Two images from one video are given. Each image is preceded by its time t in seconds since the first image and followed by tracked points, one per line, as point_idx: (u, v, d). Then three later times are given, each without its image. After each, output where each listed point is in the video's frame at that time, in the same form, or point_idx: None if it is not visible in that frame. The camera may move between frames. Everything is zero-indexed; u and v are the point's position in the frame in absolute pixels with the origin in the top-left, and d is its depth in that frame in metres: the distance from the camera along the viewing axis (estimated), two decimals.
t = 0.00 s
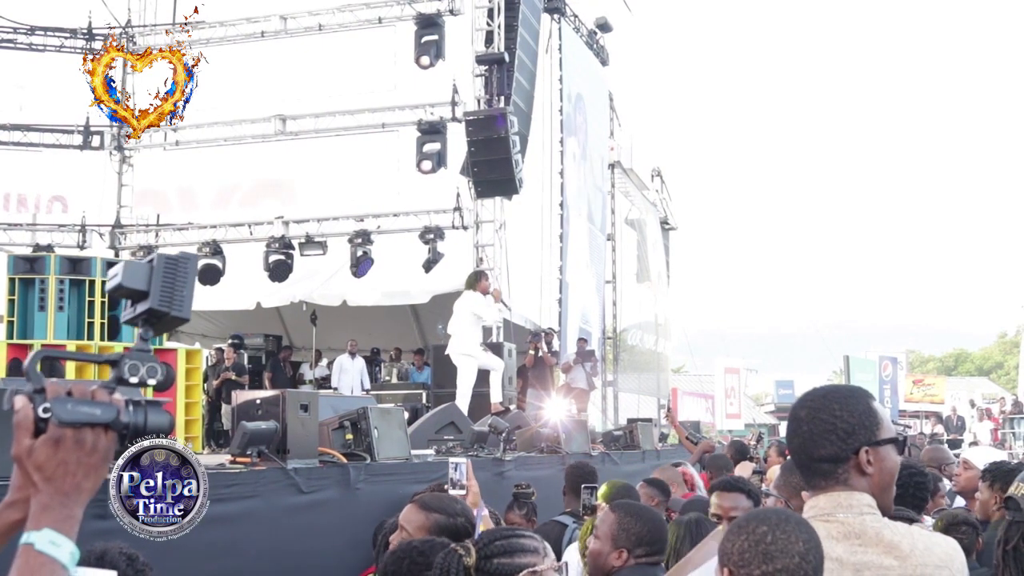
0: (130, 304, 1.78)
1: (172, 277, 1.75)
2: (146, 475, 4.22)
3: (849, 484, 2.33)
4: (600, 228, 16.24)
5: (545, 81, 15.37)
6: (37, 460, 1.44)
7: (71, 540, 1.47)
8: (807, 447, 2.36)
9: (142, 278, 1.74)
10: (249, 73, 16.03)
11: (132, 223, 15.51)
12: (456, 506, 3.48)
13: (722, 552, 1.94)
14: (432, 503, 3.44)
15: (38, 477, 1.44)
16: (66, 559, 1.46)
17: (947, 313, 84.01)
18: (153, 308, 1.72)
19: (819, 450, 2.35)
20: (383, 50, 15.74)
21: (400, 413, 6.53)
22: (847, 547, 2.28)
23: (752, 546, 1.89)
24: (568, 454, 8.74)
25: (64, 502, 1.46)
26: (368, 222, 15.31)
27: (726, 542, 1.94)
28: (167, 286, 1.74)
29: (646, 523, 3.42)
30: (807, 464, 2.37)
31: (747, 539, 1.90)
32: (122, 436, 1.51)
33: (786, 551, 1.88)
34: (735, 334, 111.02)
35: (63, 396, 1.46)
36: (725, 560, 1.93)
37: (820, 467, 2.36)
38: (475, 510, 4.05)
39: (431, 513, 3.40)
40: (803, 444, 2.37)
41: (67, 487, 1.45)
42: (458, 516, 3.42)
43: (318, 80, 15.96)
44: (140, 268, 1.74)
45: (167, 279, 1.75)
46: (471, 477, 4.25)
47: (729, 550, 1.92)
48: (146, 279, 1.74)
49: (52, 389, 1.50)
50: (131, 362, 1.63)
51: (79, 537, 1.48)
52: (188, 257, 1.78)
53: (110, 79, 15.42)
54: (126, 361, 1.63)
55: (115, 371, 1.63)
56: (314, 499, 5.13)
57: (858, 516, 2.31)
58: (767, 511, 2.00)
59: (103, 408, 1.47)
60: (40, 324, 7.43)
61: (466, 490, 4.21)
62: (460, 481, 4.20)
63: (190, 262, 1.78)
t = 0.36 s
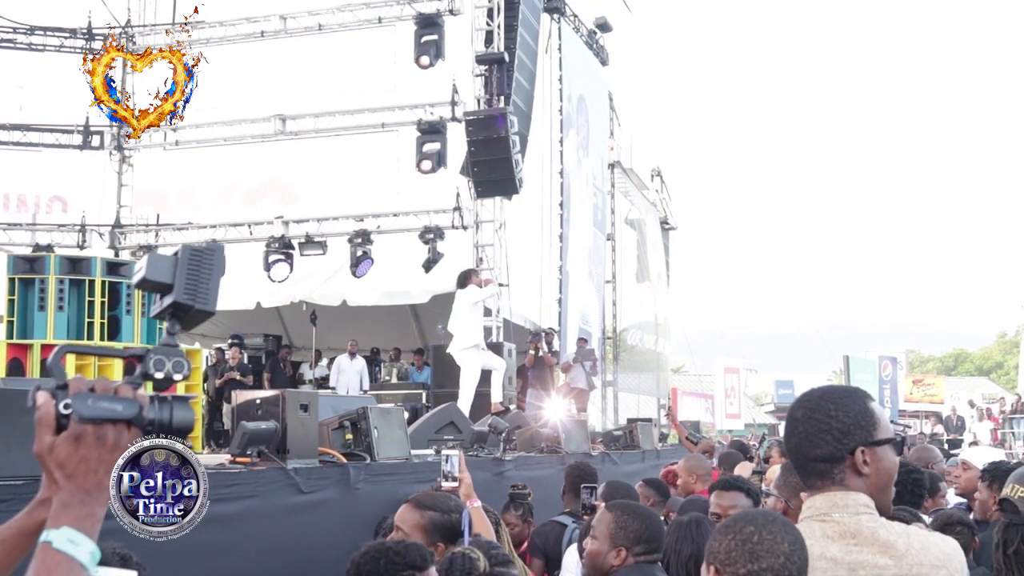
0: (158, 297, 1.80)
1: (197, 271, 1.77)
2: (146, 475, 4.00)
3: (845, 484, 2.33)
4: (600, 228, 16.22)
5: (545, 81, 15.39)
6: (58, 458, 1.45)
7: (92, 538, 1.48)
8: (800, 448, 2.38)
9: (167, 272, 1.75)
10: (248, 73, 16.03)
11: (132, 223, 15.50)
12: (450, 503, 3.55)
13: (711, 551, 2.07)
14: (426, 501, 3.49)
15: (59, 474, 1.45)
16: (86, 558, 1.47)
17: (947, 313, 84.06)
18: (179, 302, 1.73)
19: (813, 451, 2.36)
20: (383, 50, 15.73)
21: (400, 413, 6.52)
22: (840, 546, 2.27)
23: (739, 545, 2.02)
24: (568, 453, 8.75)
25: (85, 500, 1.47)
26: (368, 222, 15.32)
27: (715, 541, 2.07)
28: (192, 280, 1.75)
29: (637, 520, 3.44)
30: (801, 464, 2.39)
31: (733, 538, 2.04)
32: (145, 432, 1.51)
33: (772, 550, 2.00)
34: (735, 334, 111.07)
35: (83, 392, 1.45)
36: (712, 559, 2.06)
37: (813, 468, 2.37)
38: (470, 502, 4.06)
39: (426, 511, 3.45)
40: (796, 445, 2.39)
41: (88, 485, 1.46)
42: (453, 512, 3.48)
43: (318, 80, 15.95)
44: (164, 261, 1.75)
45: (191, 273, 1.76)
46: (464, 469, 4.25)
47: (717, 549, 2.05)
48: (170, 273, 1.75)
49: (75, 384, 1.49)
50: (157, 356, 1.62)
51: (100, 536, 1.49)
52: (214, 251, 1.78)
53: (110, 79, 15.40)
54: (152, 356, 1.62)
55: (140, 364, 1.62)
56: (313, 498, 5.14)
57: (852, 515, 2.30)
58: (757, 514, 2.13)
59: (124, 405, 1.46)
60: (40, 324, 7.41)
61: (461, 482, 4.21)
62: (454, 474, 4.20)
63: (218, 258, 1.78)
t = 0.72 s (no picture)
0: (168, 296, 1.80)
1: (199, 263, 1.76)
2: (145, 475, 3.96)
3: (862, 485, 2.33)
4: (600, 228, 16.23)
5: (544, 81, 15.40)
6: (55, 454, 1.45)
7: (85, 537, 1.48)
8: (815, 450, 2.34)
9: (171, 266, 1.76)
10: (248, 73, 16.04)
11: (132, 223, 15.50)
12: (439, 500, 3.49)
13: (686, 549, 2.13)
14: (415, 500, 3.44)
15: (56, 472, 1.45)
16: (78, 557, 1.47)
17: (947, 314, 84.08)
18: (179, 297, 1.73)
19: (832, 454, 2.32)
20: (383, 50, 15.74)
21: (400, 413, 6.52)
22: (863, 548, 2.26)
23: (719, 545, 2.07)
24: (568, 453, 8.75)
25: (81, 498, 1.47)
26: (369, 221, 15.37)
27: (691, 541, 2.12)
28: (194, 274, 1.75)
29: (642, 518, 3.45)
30: (815, 467, 2.35)
31: (712, 539, 2.08)
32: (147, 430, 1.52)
33: (752, 550, 2.05)
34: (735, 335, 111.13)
35: (81, 389, 1.46)
36: (690, 559, 2.10)
37: (830, 470, 2.33)
38: (465, 498, 4.04)
39: (415, 509, 3.40)
40: (810, 446, 2.35)
41: (85, 482, 1.46)
42: (441, 510, 3.43)
43: (318, 80, 15.95)
44: (167, 255, 1.76)
45: (193, 267, 1.76)
46: (458, 464, 4.21)
47: (694, 549, 2.10)
48: (174, 268, 1.76)
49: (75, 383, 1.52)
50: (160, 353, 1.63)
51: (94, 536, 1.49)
52: (219, 246, 1.78)
53: (110, 79, 15.39)
54: (156, 352, 1.63)
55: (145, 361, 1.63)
56: (313, 499, 5.14)
57: (872, 517, 2.29)
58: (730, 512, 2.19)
59: (122, 401, 1.47)
60: (40, 324, 7.42)
61: (454, 478, 4.18)
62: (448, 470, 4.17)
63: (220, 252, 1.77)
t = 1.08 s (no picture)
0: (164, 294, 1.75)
1: (185, 261, 1.69)
2: (145, 476, 4.22)
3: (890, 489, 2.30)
4: (599, 227, 16.23)
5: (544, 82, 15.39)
6: (32, 455, 1.40)
7: (57, 540, 1.43)
8: (875, 451, 2.23)
9: (158, 264, 1.69)
10: (248, 73, 16.04)
11: (132, 223, 15.50)
12: (427, 499, 3.49)
13: (656, 542, 2.11)
14: (403, 500, 3.43)
15: (33, 472, 1.40)
16: (46, 559, 1.42)
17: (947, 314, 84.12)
18: (164, 297, 1.66)
19: (885, 458, 2.24)
20: (383, 50, 15.73)
21: (400, 414, 6.52)
22: (899, 555, 2.14)
23: (698, 547, 2.08)
24: (568, 454, 8.74)
25: (55, 500, 1.41)
26: (368, 221, 15.33)
27: (663, 536, 2.11)
28: (181, 272, 1.68)
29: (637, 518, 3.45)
30: (865, 468, 2.22)
31: (692, 540, 2.09)
32: (126, 431, 1.45)
33: (728, 555, 2.10)
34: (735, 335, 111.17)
35: (57, 388, 1.41)
36: (662, 556, 2.10)
37: (879, 474, 2.24)
38: (463, 497, 4.03)
39: (403, 509, 3.39)
40: (871, 446, 2.22)
41: (59, 483, 1.40)
42: (430, 508, 3.42)
43: (319, 80, 15.95)
44: (155, 254, 1.70)
45: (179, 266, 1.69)
46: (456, 463, 4.20)
47: (670, 546, 2.10)
48: (161, 267, 1.70)
49: (58, 382, 1.48)
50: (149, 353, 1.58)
51: (66, 539, 1.44)
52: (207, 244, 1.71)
53: (110, 79, 15.38)
54: (141, 352, 1.58)
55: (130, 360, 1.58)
56: (313, 499, 5.13)
57: (896, 521, 2.21)
58: (685, 505, 2.22)
59: (98, 402, 1.41)
60: (40, 324, 7.42)
61: (451, 477, 4.16)
62: (445, 469, 4.15)
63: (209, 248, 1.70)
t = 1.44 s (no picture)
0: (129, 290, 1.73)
1: (152, 260, 1.67)
2: (146, 475, 4.13)
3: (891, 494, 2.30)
4: (599, 228, 16.22)
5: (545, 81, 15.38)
6: None
7: (13, 548, 1.38)
8: (890, 459, 2.23)
9: (124, 263, 1.67)
10: (248, 74, 16.04)
11: (132, 223, 15.50)
12: (415, 500, 3.52)
13: (604, 539, 2.27)
14: (391, 501, 3.47)
15: None
16: None
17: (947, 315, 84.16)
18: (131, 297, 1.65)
19: (896, 466, 2.25)
20: (383, 50, 15.73)
21: (400, 413, 6.52)
22: (899, 559, 2.14)
23: (645, 550, 2.23)
24: (568, 454, 8.75)
25: (12, 506, 1.38)
26: (368, 221, 15.32)
27: (611, 533, 2.27)
28: (146, 272, 1.66)
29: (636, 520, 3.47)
30: (876, 475, 2.22)
31: (640, 541, 2.24)
32: (88, 435, 1.41)
33: (676, 554, 2.24)
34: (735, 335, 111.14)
35: (16, 391, 1.39)
36: (610, 554, 2.26)
37: (890, 480, 2.24)
38: (461, 498, 4.03)
39: (390, 510, 3.43)
40: (887, 454, 2.23)
41: (16, 489, 1.37)
42: (416, 509, 3.45)
43: (319, 80, 15.95)
44: (121, 252, 1.67)
45: (145, 265, 1.67)
46: (455, 463, 4.19)
47: (618, 545, 2.25)
48: (126, 264, 1.67)
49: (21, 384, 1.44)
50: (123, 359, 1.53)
51: (21, 548, 1.39)
52: (172, 243, 1.69)
53: (110, 79, 15.37)
54: (108, 354, 1.54)
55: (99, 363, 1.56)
56: (313, 499, 5.13)
57: (898, 524, 2.21)
58: (635, 498, 2.38)
59: (56, 406, 1.39)
60: (40, 324, 7.41)
61: (451, 477, 4.15)
62: (444, 470, 4.15)
63: (174, 249, 1.69)
